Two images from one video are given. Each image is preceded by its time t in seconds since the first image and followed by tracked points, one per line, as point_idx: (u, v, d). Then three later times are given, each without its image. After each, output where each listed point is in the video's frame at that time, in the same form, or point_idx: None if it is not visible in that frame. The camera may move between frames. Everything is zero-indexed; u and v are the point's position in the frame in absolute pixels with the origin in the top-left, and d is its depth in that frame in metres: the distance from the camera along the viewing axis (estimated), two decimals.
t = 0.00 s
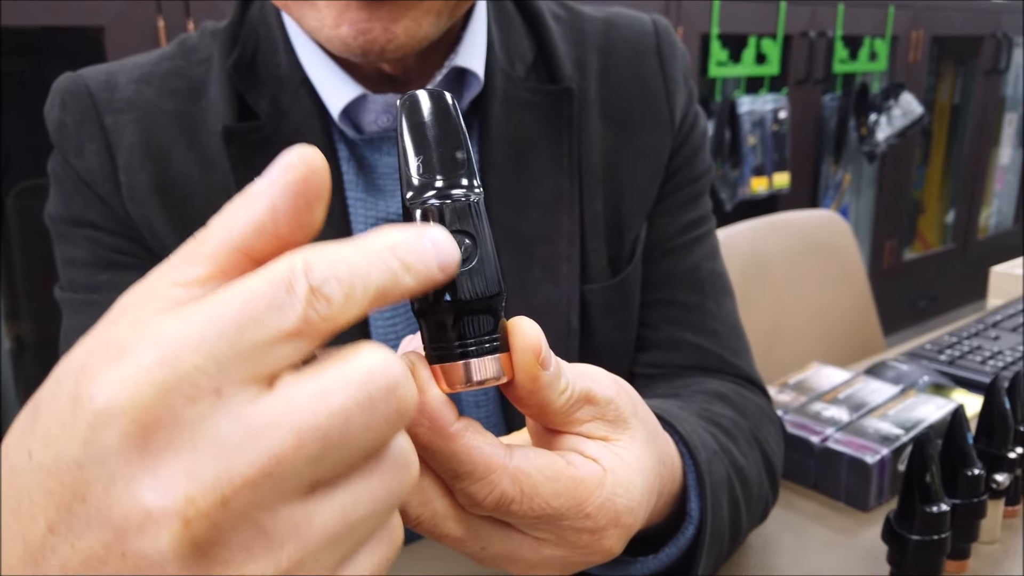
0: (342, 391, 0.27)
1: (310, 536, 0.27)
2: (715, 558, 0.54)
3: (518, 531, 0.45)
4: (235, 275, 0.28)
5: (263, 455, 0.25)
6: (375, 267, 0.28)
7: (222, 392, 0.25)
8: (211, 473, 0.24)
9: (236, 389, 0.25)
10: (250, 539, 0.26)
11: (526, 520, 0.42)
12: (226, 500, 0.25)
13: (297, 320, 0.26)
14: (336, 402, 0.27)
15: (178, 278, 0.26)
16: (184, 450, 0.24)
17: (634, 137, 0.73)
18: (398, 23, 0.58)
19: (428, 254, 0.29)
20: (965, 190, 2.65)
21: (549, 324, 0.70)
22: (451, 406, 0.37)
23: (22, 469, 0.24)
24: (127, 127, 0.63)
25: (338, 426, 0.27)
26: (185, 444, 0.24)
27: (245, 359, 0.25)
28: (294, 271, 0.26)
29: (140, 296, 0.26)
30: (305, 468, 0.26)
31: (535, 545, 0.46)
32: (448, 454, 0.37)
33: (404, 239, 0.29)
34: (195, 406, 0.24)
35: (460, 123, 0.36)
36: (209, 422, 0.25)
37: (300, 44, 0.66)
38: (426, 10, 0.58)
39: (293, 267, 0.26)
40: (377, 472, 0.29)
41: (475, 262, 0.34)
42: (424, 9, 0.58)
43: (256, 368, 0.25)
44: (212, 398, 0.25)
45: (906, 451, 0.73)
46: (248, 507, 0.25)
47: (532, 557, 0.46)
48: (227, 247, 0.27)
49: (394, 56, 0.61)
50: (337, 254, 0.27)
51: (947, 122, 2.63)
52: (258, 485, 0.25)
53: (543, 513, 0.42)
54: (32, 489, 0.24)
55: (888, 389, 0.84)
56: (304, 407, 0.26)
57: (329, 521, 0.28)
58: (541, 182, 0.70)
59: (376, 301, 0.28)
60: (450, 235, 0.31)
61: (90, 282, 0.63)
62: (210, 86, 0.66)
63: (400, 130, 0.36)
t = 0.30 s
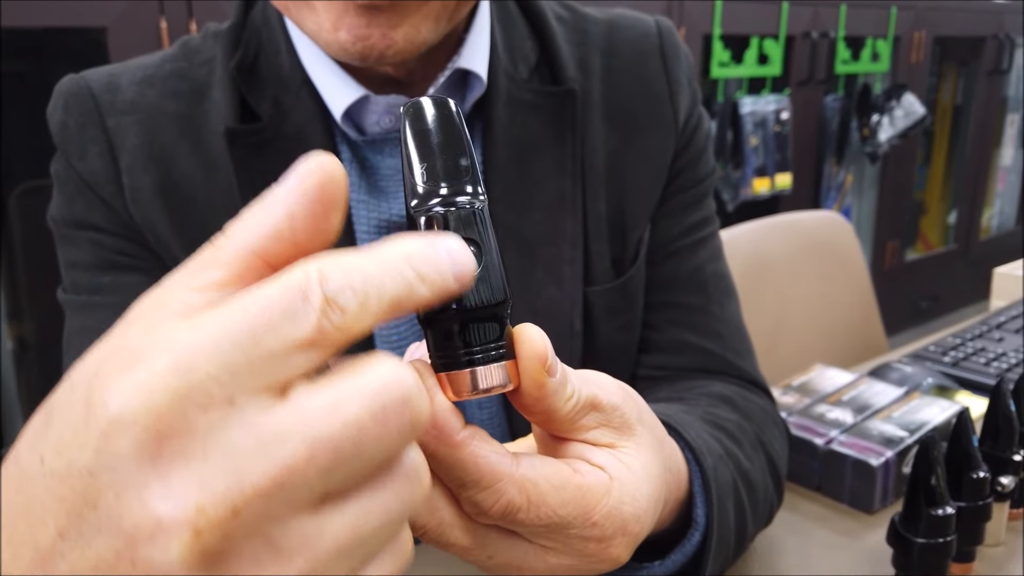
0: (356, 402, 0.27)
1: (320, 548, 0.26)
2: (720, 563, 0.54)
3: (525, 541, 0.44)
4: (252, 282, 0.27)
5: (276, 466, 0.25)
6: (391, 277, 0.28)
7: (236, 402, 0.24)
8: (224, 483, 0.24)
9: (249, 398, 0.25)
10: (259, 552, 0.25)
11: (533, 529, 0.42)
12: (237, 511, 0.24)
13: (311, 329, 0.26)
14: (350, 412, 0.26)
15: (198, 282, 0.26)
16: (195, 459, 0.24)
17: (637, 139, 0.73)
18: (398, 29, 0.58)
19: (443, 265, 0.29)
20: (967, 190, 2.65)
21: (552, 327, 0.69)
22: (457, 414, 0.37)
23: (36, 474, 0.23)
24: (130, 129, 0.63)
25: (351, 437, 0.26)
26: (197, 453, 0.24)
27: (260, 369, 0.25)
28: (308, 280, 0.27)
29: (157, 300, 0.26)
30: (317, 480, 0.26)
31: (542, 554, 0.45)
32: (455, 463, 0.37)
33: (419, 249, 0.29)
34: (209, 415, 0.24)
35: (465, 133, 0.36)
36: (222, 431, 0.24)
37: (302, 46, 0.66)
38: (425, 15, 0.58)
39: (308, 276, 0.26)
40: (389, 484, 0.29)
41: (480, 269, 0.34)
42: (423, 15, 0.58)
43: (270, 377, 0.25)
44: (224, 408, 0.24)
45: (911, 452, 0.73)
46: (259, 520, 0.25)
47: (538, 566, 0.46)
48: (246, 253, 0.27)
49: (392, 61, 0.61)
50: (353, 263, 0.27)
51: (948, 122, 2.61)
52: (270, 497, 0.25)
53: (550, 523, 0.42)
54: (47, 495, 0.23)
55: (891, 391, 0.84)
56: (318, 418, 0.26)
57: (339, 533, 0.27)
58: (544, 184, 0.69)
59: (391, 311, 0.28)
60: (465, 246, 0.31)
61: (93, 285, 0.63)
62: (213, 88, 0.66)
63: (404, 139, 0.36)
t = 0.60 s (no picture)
0: (378, 422, 0.27)
1: (338, 564, 0.28)
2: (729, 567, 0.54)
3: (538, 547, 0.44)
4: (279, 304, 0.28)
5: (297, 484, 0.26)
6: (415, 300, 0.29)
7: (260, 419, 0.26)
8: (246, 499, 0.25)
9: (274, 416, 0.26)
10: (280, 566, 0.27)
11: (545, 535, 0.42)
12: (258, 527, 0.25)
13: (336, 351, 0.27)
14: (372, 432, 0.27)
15: (228, 302, 0.28)
16: (220, 476, 0.25)
17: (643, 143, 0.73)
18: (405, 32, 0.58)
19: (466, 289, 0.30)
20: (970, 191, 2.65)
21: (559, 331, 0.69)
22: (470, 420, 0.37)
23: (59, 487, 0.25)
24: (138, 133, 0.63)
25: (372, 456, 0.27)
26: (221, 469, 0.25)
27: (283, 388, 0.26)
28: (335, 301, 0.27)
29: (184, 320, 0.27)
30: (338, 497, 0.27)
31: (554, 560, 0.45)
32: (469, 468, 0.37)
33: (442, 274, 0.29)
34: (232, 433, 0.25)
35: (473, 138, 0.36)
36: (245, 448, 0.25)
37: (310, 51, 0.67)
38: (432, 20, 0.58)
39: (335, 297, 0.27)
40: (406, 504, 0.30)
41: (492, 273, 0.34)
42: (430, 20, 0.58)
43: (295, 396, 0.26)
44: (249, 424, 0.25)
45: (917, 456, 0.73)
46: (280, 535, 0.26)
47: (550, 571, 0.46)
48: (276, 273, 0.29)
49: (399, 65, 0.61)
50: (379, 286, 0.28)
51: (951, 123, 2.61)
52: (292, 513, 0.26)
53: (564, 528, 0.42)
54: (68, 510, 0.25)
55: (896, 395, 0.84)
56: (340, 436, 0.27)
57: (358, 549, 0.28)
58: (552, 188, 0.70)
59: (415, 333, 0.29)
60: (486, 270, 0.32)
61: (101, 289, 0.63)
62: (221, 93, 0.66)
63: (412, 145, 0.35)
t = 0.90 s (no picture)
0: (406, 434, 0.27)
1: None
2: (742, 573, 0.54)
3: (551, 550, 0.44)
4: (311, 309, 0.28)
5: (325, 495, 0.26)
6: (440, 313, 0.28)
7: (289, 429, 0.25)
8: (273, 509, 0.25)
9: (303, 427, 0.26)
10: None
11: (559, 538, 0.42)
12: (285, 537, 0.25)
13: (364, 362, 0.27)
14: (399, 444, 0.27)
15: (261, 309, 0.28)
16: (249, 486, 0.25)
17: (654, 147, 0.73)
18: (417, 38, 0.57)
19: (489, 304, 0.30)
20: (977, 193, 2.64)
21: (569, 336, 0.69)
22: (485, 421, 0.37)
23: (88, 493, 0.25)
24: (150, 139, 0.64)
25: (399, 469, 0.27)
26: (249, 479, 0.25)
27: (311, 400, 0.26)
28: (363, 313, 0.27)
29: (214, 326, 0.27)
30: (365, 510, 0.27)
31: (568, 564, 0.45)
32: (483, 471, 0.37)
33: (466, 289, 0.30)
34: (261, 443, 0.25)
35: (490, 144, 0.36)
36: (273, 459, 0.25)
37: (321, 56, 0.67)
38: (445, 25, 0.58)
39: (363, 309, 0.27)
40: (433, 517, 0.29)
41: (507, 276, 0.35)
42: (443, 24, 0.58)
43: (323, 407, 0.26)
44: (277, 436, 0.25)
45: (928, 461, 0.72)
46: (308, 546, 0.26)
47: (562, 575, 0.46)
48: (307, 283, 0.29)
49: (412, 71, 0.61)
50: (405, 299, 0.28)
51: (959, 126, 2.60)
52: (319, 525, 0.26)
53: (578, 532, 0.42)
54: (96, 517, 0.25)
55: (907, 400, 0.84)
56: (367, 448, 0.26)
57: (382, 563, 0.28)
58: (562, 194, 0.69)
59: (440, 347, 0.29)
60: (509, 286, 0.32)
61: (113, 294, 0.63)
62: (232, 98, 0.66)
63: (431, 152, 0.36)
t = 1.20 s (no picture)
0: (429, 433, 0.27)
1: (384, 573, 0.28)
2: None
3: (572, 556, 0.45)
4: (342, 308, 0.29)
5: (348, 490, 0.26)
6: (468, 313, 0.28)
7: (313, 424, 0.26)
8: (298, 503, 0.26)
9: (326, 422, 0.26)
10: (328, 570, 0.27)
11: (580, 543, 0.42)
12: (308, 531, 0.26)
13: (390, 361, 0.27)
14: (421, 443, 0.27)
15: (293, 308, 0.28)
16: (273, 478, 0.25)
17: (675, 156, 0.73)
18: (437, 34, 0.58)
19: (516, 306, 0.29)
20: (1001, 202, 2.61)
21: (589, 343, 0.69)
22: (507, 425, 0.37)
23: (118, 484, 0.26)
24: (177, 145, 0.65)
25: (422, 466, 0.27)
26: (274, 472, 0.26)
27: (335, 396, 0.26)
28: (389, 312, 0.27)
29: (246, 321, 0.28)
30: (387, 506, 0.27)
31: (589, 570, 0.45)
32: (506, 475, 0.37)
33: (493, 289, 0.29)
34: (286, 438, 0.25)
35: (516, 150, 0.36)
36: (298, 452, 0.26)
37: (345, 63, 0.67)
38: (462, 29, 0.58)
39: (388, 308, 0.27)
40: (455, 515, 0.30)
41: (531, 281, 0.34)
42: (460, 29, 0.58)
43: (347, 404, 0.26)
44: (301, 431, 0.26)
45: (951, 474, 0.71)
46: (331, 540, 0.26)
47: None
48: (339, 280, 0.29)
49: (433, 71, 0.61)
50: (431, 298, 0.28)
51: (981, 134, 2.57)
52: (341, 519, 0.26)
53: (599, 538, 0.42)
54: (126, 505, 0.26)
55: (929, 411, 0.83)
56: (390, 445, 0.27)
57: (404, 559, 0.28)
58: (583, 201, 0.70)
59: (467, 346, 0.28)
60: (538, 287, 0.31)
61: (138, 298, 0.64)
62: (257, 104, 0.67)
63: (457, 158, 0.36)
